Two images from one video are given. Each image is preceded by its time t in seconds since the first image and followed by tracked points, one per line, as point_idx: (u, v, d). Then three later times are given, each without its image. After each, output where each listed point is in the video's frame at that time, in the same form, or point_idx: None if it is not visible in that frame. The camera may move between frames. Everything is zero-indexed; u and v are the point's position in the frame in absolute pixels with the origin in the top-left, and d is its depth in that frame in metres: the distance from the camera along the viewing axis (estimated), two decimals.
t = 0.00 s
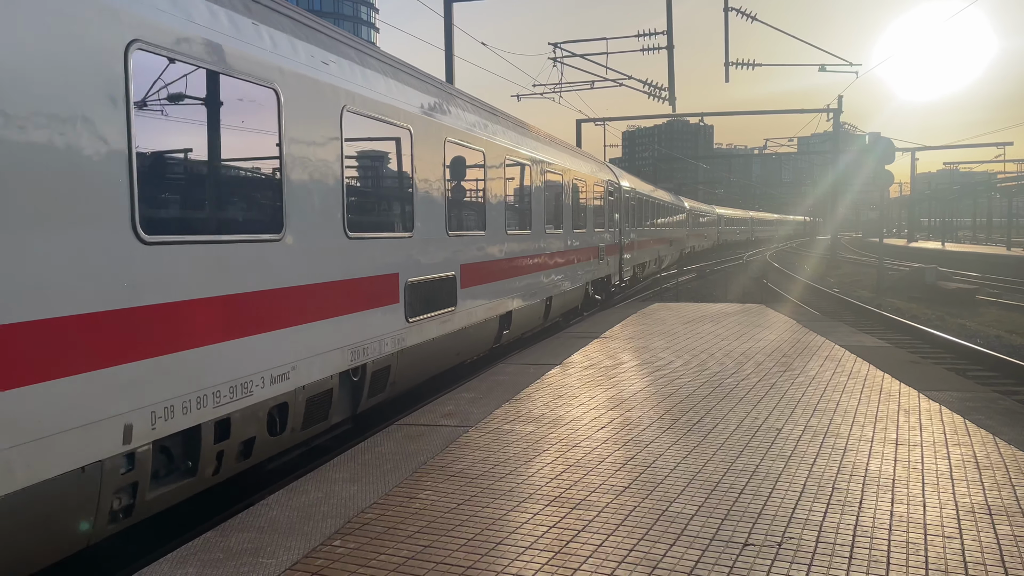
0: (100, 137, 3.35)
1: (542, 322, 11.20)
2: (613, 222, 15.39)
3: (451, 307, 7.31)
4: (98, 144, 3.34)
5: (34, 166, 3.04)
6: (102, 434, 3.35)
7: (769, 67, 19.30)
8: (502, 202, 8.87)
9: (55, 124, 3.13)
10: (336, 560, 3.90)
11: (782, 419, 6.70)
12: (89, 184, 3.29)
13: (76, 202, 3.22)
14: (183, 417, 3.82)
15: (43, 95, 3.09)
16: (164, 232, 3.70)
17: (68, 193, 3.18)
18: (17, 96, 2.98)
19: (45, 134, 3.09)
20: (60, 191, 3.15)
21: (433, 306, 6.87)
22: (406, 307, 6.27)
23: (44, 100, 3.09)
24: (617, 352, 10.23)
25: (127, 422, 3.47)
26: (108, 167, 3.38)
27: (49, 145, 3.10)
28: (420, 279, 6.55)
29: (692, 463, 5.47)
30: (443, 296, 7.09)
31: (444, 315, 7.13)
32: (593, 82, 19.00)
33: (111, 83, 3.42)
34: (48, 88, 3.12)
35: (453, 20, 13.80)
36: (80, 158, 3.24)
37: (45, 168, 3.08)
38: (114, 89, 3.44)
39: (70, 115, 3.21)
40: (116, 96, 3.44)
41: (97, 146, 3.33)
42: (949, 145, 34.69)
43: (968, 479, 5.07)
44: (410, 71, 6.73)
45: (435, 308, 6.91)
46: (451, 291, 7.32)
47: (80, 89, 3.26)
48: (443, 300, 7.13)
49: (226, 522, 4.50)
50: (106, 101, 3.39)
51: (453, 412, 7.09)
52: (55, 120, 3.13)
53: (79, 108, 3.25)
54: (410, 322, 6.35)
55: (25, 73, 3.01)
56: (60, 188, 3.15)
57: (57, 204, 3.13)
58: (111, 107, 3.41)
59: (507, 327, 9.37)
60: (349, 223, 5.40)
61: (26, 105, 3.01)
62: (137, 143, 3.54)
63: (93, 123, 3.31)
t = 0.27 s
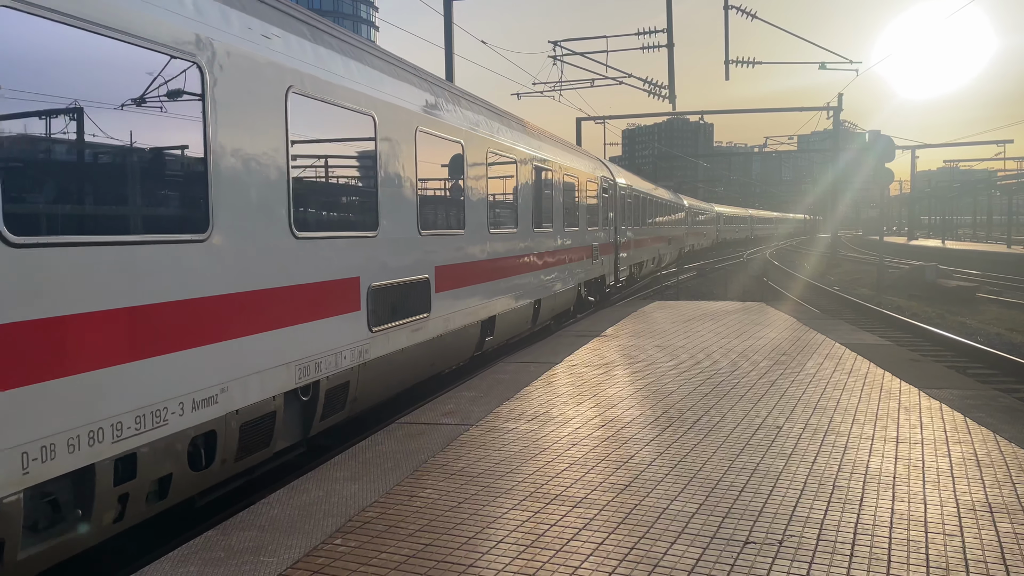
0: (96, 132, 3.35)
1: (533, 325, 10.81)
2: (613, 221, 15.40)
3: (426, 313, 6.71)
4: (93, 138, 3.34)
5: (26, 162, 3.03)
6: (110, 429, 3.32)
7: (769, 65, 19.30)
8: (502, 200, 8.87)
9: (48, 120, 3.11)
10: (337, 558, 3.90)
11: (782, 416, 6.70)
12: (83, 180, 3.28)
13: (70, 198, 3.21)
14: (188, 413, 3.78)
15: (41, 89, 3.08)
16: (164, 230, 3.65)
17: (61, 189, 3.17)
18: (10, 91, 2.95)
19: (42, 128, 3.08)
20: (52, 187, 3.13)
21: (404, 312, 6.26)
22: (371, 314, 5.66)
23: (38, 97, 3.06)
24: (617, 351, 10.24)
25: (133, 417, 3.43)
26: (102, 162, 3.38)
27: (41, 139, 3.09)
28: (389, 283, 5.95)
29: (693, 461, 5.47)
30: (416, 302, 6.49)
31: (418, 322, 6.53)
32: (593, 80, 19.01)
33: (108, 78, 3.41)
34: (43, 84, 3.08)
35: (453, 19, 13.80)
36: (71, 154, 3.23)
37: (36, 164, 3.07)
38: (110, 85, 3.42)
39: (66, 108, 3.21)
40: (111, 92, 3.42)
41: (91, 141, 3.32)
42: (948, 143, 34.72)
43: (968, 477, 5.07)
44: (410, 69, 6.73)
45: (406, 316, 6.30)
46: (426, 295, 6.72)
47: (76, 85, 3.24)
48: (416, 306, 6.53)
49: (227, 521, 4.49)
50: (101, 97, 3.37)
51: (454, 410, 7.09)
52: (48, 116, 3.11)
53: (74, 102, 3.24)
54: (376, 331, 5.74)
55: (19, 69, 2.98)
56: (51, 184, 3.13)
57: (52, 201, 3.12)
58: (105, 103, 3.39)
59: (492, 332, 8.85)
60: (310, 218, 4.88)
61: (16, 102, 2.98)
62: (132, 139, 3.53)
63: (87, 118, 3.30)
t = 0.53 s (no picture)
0: (94, 129, 3.30)
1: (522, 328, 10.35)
2: (612, 219, 15.40)
3: (395, 322, 6.06)
4: (91, 136, 3.30)
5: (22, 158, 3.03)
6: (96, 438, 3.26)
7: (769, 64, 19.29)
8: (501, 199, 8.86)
9: (45, 116, 3.07)
10: (337, 558, 3.90)
11: (783, 415, 6.69)
12: (82, 177, 3.25)
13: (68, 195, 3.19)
14: (176, 420, 3.72)
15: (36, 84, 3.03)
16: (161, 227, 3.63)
17: (60, 186, 3.15)
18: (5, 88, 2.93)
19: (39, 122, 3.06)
20: (48, 183, 3.11)
21: (367, 322, 5.62)
22: (326, 324, 5.03)
23: (33, 93, 3.02)
24: (618, 349, 10.23)
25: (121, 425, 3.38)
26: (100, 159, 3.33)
27: (36, 136, 3.06)
28: (350, 289, 5.34)
29: (693, 459, 5.47)
30: (382, 310, 5.86)
31: (385, 332, 5.88)
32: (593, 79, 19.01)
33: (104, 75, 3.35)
34: (41, 81, 3.05)
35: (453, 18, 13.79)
36: (68, 150, 3.20)
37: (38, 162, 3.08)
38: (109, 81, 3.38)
39: (63, 104, 3.16)
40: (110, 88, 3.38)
41: (89, 138, 3.28)
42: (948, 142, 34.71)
43: (969, 475, 5.07)
44: (410, 67, 6.73)
45: (371, 325, 5.67)
46: (394, 302, 6.08)
47: (72, 81, 3.21)
48: (382, 314, 5.88)
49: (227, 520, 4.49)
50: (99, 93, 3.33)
51: (454, 409, 7.09)
52: (44, 113, 3.07)
53: (70, 99, 3.19)
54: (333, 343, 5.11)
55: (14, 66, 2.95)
56: (50, 181, 3.11)
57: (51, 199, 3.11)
58: (104, 99, 3.35)
59: (474, 340, 8.24)
60: (265, 219, 4.44)
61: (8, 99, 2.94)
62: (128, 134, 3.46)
63: (84, 114, 3.26)
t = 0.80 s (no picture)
0: (95, 126, 3.25)
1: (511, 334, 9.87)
2: (611, 219, 15.40)
3: (355, 334, 5.39)
4: (93, 132, 3.25)
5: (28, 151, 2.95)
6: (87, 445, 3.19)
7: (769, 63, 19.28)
8: (501, 198, 8.85)
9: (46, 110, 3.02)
10: (336, 558, 3.89)
11: (784, 414, 6.69)
12: (84, 177, 3.19)
13: (71, 195, 3.13)
14: (168, 425, 3.65)
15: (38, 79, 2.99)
16: (160, 227, 3.61)
17: (64, 183, 3.09)
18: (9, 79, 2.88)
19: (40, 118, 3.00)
20: (52, 177, 3.04)
21: (319, 334, 4.94)
22: (264, 339, 4.36)
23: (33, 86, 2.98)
24: (618, 349, 10.23)
25: (112, 431, 3.31)
26: (101, 158, 3.28)
27: (40, 128, 2.99)
28: (297, 298, 4.68)
29: (693, 459, 5.46)
30: (338, 321, 5.19)
31: (341, 346, 5.20)
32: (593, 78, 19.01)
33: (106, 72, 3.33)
34: (42, 76, 3.02)
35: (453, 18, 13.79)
36: (71, 146, 3.14)
37: (44, 157, 3.01)
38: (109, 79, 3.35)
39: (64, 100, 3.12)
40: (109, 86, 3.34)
41: (90, 134, 3.23)
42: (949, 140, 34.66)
43: (970, 474, 5.06)
44: (411, 66, 6.73)
45: (325, 338, 5.00)
46: (354, 311, 5.42)
47: (74, 81, 3.17)
48: (338, 325, 5.19)
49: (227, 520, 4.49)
50: (101, 92, 3.30)
51: (454, 409, 7.08)
52: (46, 107, 3.03)
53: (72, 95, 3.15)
54: (274, 362, 4.45)
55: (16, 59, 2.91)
56: (55, 176, 3.05)
57: (55, 196, 3.05)
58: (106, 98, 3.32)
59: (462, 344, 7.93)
60: (205, 219, 3.93)
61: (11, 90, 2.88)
62: (129, 136, 3.44)
63: (86, 112, 3.22)
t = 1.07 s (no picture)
0: (93, 129, 3.29)
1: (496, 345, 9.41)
2: (610, 219, 15.41)
3: (304, 350, 4.73)
4: (90, 136, 3.28)
5: (23, 157, 2.99)
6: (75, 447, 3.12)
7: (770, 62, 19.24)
8: (501, 198, 8.86)
9: (43, 115, 3.06)
10: (338, 557, 3.90)
11: (785, 414, 6.68)
12: (82, 179, 3.24)
13: (69, 197, 3.17)
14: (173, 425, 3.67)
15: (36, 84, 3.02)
16: (161, 228, 3.60)
17: (61, 186, 3.14)
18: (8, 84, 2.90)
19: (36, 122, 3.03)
20: (48, 181, 3.08)
21: (258, 351, 4.28)
22: (184, 359, 3.70)
23: (32, 91, 3.00)
24: (619, 349, 10.22)
25: (108, 435, 3.28)
26: (99, 160, 3.32)
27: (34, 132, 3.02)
28: (228, 311, 4.03)
29: (694, 459, 5.46)
30: (284, 335, 4.54)
31: (285, 364, 4.53)
32: (595, 78, 18.98)
33: (105, 75, 3.35)
34: (41, 80, 3.03)
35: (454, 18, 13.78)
36: (66, 150, 3.18)
37: (39, 160, 3.05)
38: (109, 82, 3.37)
39: (61, 104, 3.15)
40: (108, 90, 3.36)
41: (88, 138, 3.26)
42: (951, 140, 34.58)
43: (971, 474, 5.06)
44: (412, 67, 6.74)
45: (266, 355, 4.34)
46: (304, 323, 4.76)
47: (72, 84, 3.19)
48: (281, 340, 4.51)
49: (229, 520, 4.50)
50: (99, 95, 3.32)
51: (455, 409, 7.09)
52: (43, 112, 3.06)
53: (70, 98, 3.18)
54: (198, 385, 3.80)
55: (16, 63, 2.92)
56: (51, 180, 3.10)
57: (53, 200, 3.09)
58: (104, 101, 3.34)
59: (462, 345, 7.92)
60: (126, 219, 3.42)
61: (8, 95, 2.90)
62: (128, 138, 3.46)
63: (84, 115, 3.25)
